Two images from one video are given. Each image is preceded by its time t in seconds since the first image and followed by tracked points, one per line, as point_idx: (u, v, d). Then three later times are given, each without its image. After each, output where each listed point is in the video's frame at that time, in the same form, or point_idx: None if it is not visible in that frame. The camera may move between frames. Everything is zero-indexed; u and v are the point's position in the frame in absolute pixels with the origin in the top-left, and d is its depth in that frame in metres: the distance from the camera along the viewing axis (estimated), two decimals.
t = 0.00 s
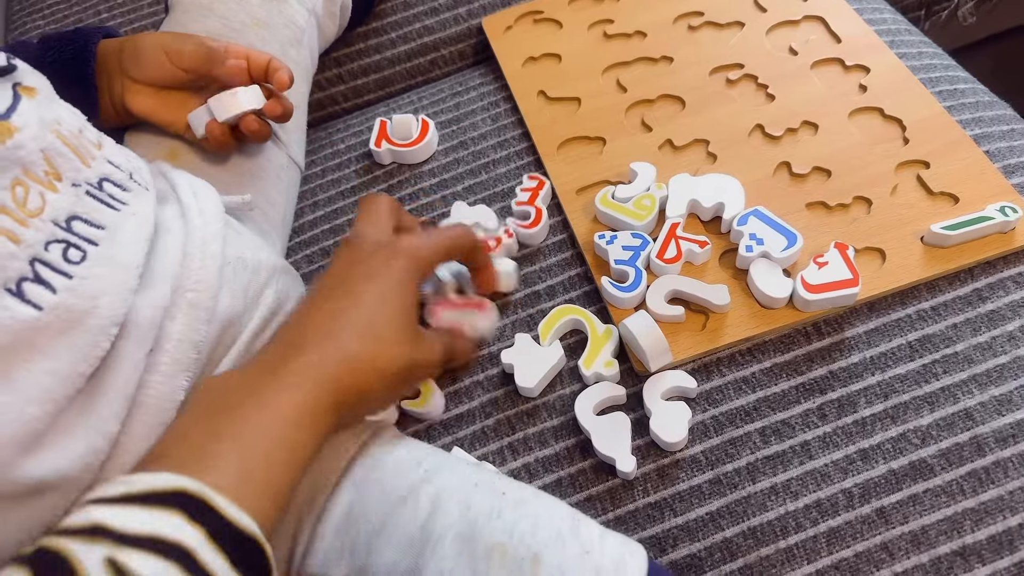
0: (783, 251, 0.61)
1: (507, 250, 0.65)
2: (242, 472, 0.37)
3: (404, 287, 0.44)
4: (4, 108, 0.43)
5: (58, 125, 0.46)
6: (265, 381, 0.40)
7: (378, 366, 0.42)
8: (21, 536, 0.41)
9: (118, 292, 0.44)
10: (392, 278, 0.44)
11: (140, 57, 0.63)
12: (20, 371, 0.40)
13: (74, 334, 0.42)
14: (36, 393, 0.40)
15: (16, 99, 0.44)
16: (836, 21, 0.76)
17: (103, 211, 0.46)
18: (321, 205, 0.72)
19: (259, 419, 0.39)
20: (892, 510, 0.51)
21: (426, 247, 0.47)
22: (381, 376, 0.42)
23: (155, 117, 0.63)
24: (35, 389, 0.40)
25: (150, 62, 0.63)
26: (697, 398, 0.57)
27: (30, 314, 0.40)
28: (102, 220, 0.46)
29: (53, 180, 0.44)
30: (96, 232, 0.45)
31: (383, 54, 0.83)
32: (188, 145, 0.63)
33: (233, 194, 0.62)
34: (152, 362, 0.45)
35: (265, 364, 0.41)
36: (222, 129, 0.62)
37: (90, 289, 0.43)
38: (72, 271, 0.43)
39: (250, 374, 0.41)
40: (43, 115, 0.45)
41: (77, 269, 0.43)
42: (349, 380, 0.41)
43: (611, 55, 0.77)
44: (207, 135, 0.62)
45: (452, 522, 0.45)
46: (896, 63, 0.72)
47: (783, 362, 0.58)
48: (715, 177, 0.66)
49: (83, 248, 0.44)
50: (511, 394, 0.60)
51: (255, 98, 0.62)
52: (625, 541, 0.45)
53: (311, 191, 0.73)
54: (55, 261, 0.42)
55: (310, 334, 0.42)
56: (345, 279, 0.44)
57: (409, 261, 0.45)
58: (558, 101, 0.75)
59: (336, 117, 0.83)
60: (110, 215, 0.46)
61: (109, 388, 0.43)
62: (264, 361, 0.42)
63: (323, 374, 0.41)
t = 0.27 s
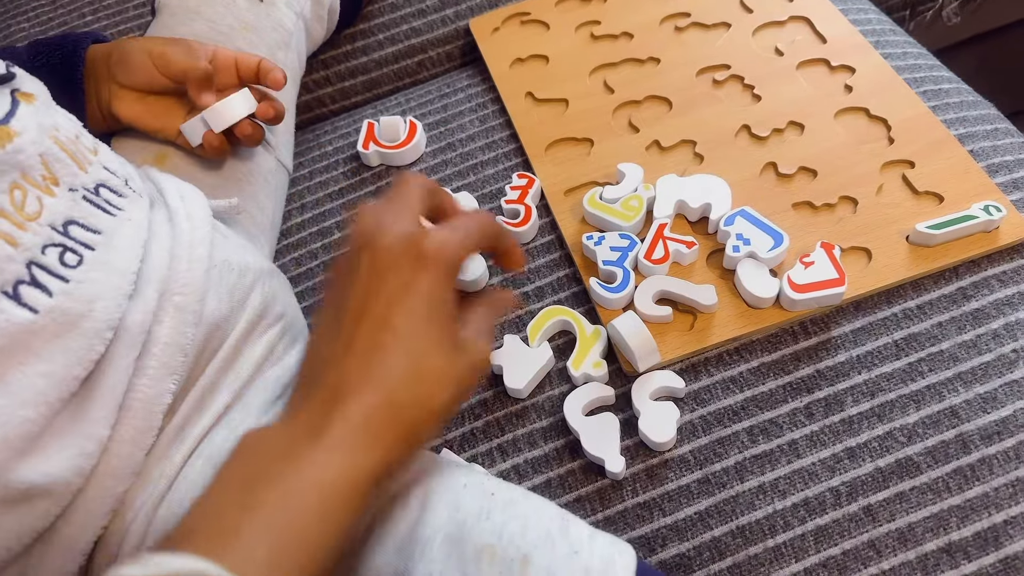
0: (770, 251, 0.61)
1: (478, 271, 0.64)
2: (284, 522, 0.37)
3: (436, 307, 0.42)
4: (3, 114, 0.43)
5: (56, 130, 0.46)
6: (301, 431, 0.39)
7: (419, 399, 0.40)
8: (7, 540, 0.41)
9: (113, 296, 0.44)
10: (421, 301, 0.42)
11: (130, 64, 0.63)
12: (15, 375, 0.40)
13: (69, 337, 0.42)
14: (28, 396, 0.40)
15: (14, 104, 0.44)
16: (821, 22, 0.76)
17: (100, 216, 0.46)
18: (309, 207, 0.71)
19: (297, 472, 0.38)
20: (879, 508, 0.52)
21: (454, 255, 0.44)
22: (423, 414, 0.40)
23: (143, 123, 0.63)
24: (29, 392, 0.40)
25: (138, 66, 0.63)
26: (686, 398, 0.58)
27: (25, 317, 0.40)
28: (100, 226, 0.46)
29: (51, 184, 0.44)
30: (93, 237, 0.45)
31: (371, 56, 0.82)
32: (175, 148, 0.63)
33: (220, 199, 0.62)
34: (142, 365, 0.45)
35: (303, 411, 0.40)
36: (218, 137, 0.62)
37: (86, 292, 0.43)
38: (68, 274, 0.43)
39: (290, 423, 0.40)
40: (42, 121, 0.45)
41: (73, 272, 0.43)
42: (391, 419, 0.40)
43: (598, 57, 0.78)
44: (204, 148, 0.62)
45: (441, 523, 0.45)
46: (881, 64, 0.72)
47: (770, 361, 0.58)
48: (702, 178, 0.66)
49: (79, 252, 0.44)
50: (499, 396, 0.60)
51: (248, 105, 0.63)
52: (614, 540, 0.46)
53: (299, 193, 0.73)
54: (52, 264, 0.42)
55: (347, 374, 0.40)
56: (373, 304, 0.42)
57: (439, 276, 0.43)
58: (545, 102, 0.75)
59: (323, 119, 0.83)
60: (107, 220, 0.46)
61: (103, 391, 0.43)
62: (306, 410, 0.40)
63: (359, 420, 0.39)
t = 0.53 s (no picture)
0: (767, 249, 0.61)
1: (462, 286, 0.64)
2: (333, 555, 0.35)
3: (498, 352, 0.41)
4: (10, 115, 0.43)
5: (62, 131, 0.46)
6: (357, 465, 0.37)
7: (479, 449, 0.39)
8: (10, 537, 0.41)
9: (117, 297, 0.44)
10: (490, 350, 0.41)
11: (130, 68, 0.62)
12: (19, 374, 0.40)
13: (74, 338, 0.42)
14: (34, 396, 0.40)
15: (22, 105, 0.44)
16: (816, 22, 0.76)
17: (105, 219, 0.46)
18: (308, 206, 0.72)
19: (352, 507, 0.36)
20: (876, 504, 0.52)
21: (528, 306, 0.43)
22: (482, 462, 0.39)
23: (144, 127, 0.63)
24: (34, 392, 0.40)
25: (138, 70, 0.62)
26: (684, 395, 0.58)
27: (30, 317, 0.40)
28: (104, 228, 0.46)
29: (56, 185, 0.44)
30: (98, 238, 0.45)
31: (369, 56, 0.83)
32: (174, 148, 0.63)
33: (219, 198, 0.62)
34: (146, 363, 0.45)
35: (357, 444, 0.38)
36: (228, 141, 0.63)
37: (91, 294, 0.43)
38: (73, 275, 0.43)
39: (343, 454, 0.38)
40: (49, 122, 0.45)
41: (78, 274, 0.43)
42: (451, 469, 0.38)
43: (596, 57, 0.78)
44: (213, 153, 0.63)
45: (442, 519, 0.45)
46: (876, 64, 0.72)
47: (767, 359, 0.59)
48: (699, 177, 0.67)
49: (84, 253, 0.44)
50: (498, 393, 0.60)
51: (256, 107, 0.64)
52: (614, 536, 0.46)
53: (298, 193, 0.73)
54: (57, 265, 0.42)
55: (406, 412, 0.39)
56: (437, 346, 0.41)
57: (495, 321, 0.42)
58: (543, 102, 0.76)
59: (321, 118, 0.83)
60: (112, 222, 0.46)
61: (106, 390, 0.43)
62: (361, 438, 0.39)
63: (418, 461, 0.38)
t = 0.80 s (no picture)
0: (767, 252, 0.62)
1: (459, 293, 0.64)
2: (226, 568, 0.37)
3: (368, 320, 0.42)
4: (27, 118, 0.43)
5: (77, 135, 0.47)
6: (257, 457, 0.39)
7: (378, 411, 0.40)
8: (21, 538, 0.41)
9: (133, 299, 0.44)
10: (363, 318, 0.42)
11: (133, 69, 0.64)
12: (36, 375, 0.40)
13: (90, 339, 0.42)
14: (51, 397, 0.41)
15: (39, 110, 0.45)
16: (816, 26, 0.77)
17: (120, 221, 0.47)
18: (311, 210, 0.72)
19: (270, 495, 0.38)
20: (876, 505, 0.53)
21: (382, 269, 0.45)
22: (384, 427, 0.40)
23: (153, 129, 0.64)
24: (50, 393, 0.41)
25: (140, 71, 0.63)
26: (685, 397, 0.59)
27: (47, 317, 0.41)
28: (120, 230, 0.46)
29: (72, 188, 0.45)
30: (114, 239, 0.46)
31: (371, 61, 0.83)
32: (181, 147, 0.64)
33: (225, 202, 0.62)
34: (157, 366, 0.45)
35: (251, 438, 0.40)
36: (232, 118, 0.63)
37: (107, 295, 0.43)
38: (90, 276, 0.43)
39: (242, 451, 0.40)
40: (65, 125, 0.46)
41: (94, 275, 0.43)
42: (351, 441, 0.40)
43: (597, 61, 0.78)
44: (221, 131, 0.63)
45: (446, 520, 0.46)
46: (876, 68, 0.73)
47: (767, 361, 0.59)
48: (699, 181, 0.67)
49: (101, 254, 0.44)
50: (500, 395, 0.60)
51: (258, 84, 0.64)
52: (616, 536, 0.46)
53: (301, 197, 0.73)
54: (75, 265, 0.43)
55: (295, 405, 0.40)
56: (308, 331, 0.42)
57: (366, 294, 0.44)
58: (544, 107, 0.76)
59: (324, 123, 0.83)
60: (127, 225, 0.47)
61: (121, 391, 0.44)
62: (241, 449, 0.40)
63: (321, 441, 0.39)
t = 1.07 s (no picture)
0: (778, 255, 0.62)
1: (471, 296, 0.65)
2: None
3: (439, 433, 0.37)
4: (74, 120, 0.49)
5: (117, 135, 0.51)
6: None
7: (442, 532, 0.34)
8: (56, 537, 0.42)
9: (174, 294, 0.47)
10: (434, 427, 0.37)
11: (151, 76, 0.63)
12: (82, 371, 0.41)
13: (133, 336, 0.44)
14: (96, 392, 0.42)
15: (81, 111, 0.51)
16: (824, 31, 0.78)
17: (160, 217, 0.50)
18: (325, 215, 0.73)
19: None
20: (887, 505, 0.53)
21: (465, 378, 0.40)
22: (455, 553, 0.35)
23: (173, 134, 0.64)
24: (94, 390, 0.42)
25: (159, 78, 0.63)
26: (696, 399, 0.59)
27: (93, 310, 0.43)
28: (160, 226, 0.49)
29: (115, 186, 0.49)
30: (155, 235, 0.48)
31: (383, 67, 0.84)
32: (205, 157, 0.65)
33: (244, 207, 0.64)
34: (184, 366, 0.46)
35: None
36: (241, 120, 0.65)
37: (150, 289, 0.46)
38: (134, 271, 0.46)
39: None
40: (110, 126, 0.51)
41: (139, 269, 0.46)
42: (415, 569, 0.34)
43: (607, 67, 0.79)
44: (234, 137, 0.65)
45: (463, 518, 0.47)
46: (884, 72, 0.74)
47: (778, 363, 0.60)
48: (709, 185, 0.68)
49: (143, 249, 0.47)
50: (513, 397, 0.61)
51: (255, 85, 0.64)
52: (630, 534, 0.47)
53: (315, 202, 0.74)
54: (119, 261, 0.45)
55: (348, 532, 0.35)
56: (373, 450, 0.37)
57: (432, 405, 0.39)
58: (555, 112, 0.77)
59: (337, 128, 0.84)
60: (165, 220, 0.50)
61: (153, 391, 0.45)
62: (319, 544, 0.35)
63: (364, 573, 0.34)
